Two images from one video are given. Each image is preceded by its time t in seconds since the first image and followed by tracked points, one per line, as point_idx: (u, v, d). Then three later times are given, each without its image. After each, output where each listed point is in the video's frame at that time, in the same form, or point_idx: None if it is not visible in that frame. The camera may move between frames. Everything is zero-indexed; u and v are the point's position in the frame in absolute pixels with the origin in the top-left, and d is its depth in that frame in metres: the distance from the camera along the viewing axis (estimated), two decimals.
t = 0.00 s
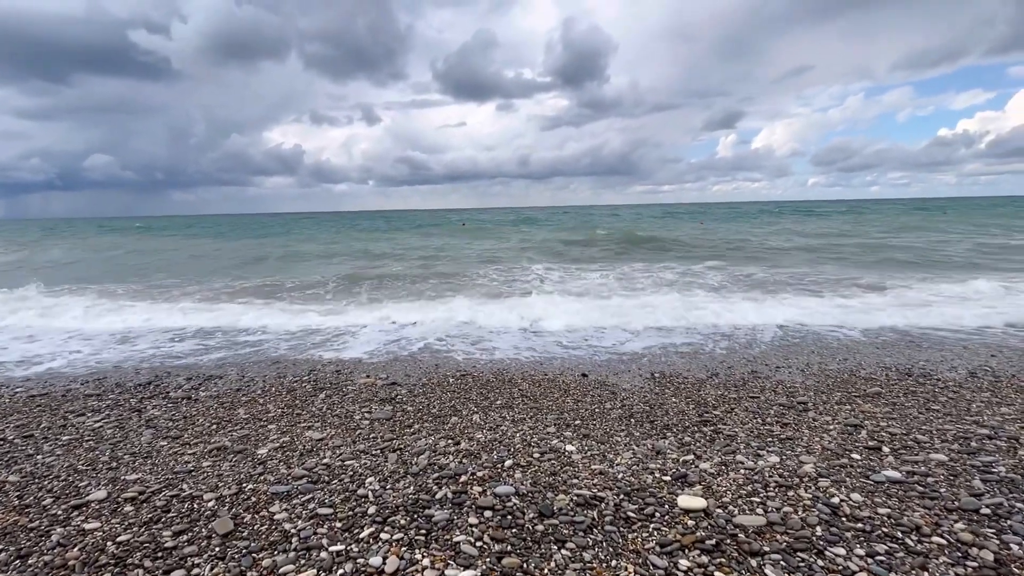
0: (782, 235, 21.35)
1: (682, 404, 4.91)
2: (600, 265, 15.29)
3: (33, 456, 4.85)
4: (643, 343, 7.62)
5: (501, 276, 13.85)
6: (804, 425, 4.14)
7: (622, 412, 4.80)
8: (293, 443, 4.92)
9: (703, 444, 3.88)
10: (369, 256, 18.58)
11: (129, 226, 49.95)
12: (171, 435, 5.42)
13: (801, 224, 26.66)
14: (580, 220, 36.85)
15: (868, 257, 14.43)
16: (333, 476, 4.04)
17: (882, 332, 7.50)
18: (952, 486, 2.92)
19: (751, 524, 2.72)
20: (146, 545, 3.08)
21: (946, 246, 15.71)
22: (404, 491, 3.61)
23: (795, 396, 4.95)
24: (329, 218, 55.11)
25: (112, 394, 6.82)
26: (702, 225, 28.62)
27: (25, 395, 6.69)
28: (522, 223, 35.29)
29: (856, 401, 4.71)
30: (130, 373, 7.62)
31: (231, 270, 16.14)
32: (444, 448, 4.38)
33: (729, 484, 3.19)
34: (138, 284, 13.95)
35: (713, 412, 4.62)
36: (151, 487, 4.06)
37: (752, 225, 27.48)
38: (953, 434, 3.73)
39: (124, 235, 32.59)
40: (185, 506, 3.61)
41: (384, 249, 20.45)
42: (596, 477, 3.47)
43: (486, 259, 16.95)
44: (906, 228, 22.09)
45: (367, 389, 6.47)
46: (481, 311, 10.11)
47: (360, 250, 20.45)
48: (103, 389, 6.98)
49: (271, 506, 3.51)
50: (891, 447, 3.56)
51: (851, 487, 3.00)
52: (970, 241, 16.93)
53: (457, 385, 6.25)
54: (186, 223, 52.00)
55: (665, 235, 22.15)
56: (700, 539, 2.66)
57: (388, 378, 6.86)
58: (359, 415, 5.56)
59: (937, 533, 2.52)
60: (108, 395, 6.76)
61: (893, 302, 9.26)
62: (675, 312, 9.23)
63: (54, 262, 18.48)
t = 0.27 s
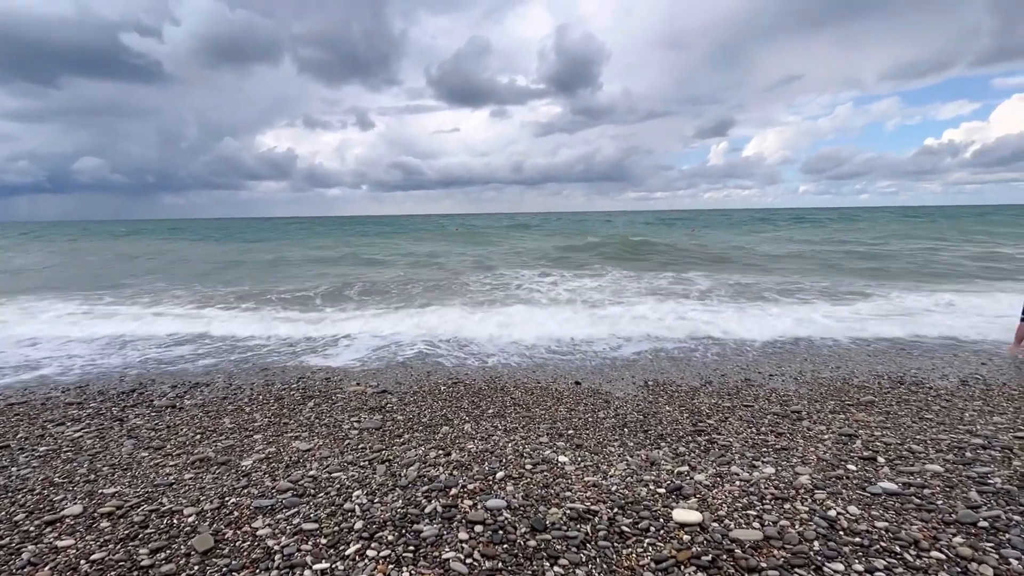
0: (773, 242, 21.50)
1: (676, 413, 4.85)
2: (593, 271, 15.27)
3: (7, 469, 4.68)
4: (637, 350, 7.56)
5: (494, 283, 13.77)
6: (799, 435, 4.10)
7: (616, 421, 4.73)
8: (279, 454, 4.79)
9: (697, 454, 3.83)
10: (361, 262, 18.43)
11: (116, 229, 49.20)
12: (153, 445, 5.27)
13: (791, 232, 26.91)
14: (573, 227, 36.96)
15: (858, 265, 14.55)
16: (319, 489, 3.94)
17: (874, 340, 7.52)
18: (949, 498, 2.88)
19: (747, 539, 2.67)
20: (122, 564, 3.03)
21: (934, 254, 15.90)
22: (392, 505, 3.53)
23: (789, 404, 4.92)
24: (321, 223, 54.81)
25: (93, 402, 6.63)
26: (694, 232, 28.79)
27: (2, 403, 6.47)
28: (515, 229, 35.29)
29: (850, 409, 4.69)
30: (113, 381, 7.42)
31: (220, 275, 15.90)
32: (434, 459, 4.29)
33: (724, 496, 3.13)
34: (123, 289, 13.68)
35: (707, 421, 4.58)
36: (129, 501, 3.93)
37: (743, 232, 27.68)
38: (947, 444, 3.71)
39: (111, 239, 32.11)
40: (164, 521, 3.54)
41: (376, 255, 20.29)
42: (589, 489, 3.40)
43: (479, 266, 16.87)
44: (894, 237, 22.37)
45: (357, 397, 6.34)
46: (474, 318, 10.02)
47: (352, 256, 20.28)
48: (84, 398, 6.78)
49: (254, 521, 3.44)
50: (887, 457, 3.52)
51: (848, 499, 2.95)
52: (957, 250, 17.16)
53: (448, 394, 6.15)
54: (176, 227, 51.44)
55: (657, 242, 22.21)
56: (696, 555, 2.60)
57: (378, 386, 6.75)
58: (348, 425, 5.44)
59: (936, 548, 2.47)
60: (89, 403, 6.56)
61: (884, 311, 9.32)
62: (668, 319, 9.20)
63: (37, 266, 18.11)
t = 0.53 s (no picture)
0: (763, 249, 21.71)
1: (669, 420, 4.83)
2: (585, 277, 15.28)
3: None
4: (630, 356, 7.55)
5: (486, 289, 13.72)
6: (792, 442, 4.10)
7: (609, 429, 4.70)
8: (266, 463, 4.70)
9: (691, 463, 3.80)
10: (352, 267, 18.27)
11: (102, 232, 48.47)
12: (136, 455, 5.14)
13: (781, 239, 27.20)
14: (565, 232, 37.06)
15: (846, 272, 14.71)
16: (307, 499, 3.86)
17: (863, 347, 7.58)
18: (942, 507, 2.88)
19: (742, 550, 2.64)
20: None
21: (920, 262, 16.15)
22: (382, 516, 3.46)
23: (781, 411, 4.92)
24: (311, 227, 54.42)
25: (76, 409, 6.46)
26: (685, 238, 28.98)
27: None
28: (506, 235, 35.29)
29: (841, 416, 4.70)
30: (96, 388, 7.24)
31: (208, 279, 15.67)
32: (426, 468, 4.22)
33: (718, 505, 3.11)
34: (108, 293, 13.41)
35: (700, 429, 4.56)
36: (110, 513, 3.82)
37: (733, 239, 27.93)
38: (938, 451, 3.72)
39: (97, 242, 31.63)
40: (146, 534, 3.45)
41: (368, 260, 20.15)
42: (582, 499, 3.37)
43: (471, 271, 16.81)
44: (882, 245, 22.69)
45: (347, 405, 6.25)
46: (466, 324, 9.95)
47: (343, 261, 20.11)
48: (66, 405, 6.61)
49: (239, 534, 3.36)
50: (879, 465, 3.53)
51: (841, 508, 2.94)
52: (942, 258, 17.45)
53: (440, 401, 6.08)
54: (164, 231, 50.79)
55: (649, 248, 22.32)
56: (691, 566, 2.58)
57: (368, 393, 6.65)
58: (337, 433, 5.35)
59: (930, 558, 2.47)
60: (70, 411, 6.39)
61: (872, 318, 9.42)
62: (660, 325, 9.21)
63: (20, 269, 17.75)
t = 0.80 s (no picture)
0: (752, 255, 21.94)
1: (661, 426, 4.81)
2: (577, 282, 15.29)
3: None
4: (621, 361, 7.55)
5: (477, 293, 13.66)
6: (784, 448, 4.10)
7: (602, 435, 4.67)
8: (254, 472, 4.60)
9: (685, 469, 3.79)
10: (342, 271, 18.11)
11: (85, 235, 47.57)
12: (118, 464, 5.00)
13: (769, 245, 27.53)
14: (556, 237, 37.13)
15: (834, 278, 14.90)
16: (296, 510, 3.78)
17: (852, 352, 7.66)
18: (935, 513, 2.89)
19: (738, 559, 2.63)
20: None
21: (905, 269, 16.43)
22: (373, 526, 3.40)
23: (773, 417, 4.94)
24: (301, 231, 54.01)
25: (57, 417, 6.29)
26: (675, 243, 29.22)
27: None
28: (497, 239, 35.34)
29: (833, 422, 4.72)
30: (78, 395, 7.05)
31: (196, 284, 15.43)
32: (417, 477, 4.16)
33: (713, 513, 3.09)
34: (91, 298, 13.12)
35: (693, 435, 4.55)
36: (90, 525, 3.71)
37: (722, 244, 28.20)
38: (929, 457, 3.75)
39: (82, 245, 31.04)
40: (129, 547, 3.36)
41: (359, 264, 20.01)
42: (577, 507, 3.33)
43: (462, 276, 16.75)
44: (868, 251, 23.07)
45: (336, 411, 6.15)
46: (457, 329, 9.89)
47: (333, 265, 19.93)
48: (47, 412, 6.43)
49: (226, 546, 3.28)
50: (872, 471, 3.54)
51: (835, 515, 2.94)
52: (926, 264, 17.75)
53: (431, 407, 6.01)
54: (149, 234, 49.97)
55: (640, 253, 22.44)
56: None
57: (358, 399, 6.56)
58: (327, 441, 5.26)
59: (925, 565, 2.47)
60: (51, 419, 6.21)
61: (860, 324, 9.54)
62: (652, 331, 9.22)
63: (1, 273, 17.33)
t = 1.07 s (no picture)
0: (741, 259, 22.18)
1: (654, 432, 4.81)
2: (568, 286, 15.30)
3: None
4: (613, 365, 7.54)
5: (468, 298, 13.61)
6: (776, 453, 4.11)
7: (595, 441, 4.65)
8: (241, 482, 4.50)
9: (678, 475, 3.78)
10: (331, 276, 17.93)
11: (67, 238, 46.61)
12: (100, 474, 4.86)
13: (757, 249, 27.89)
14: (546, 241, 37.28)
15: (821, 282, 15.10)
16: (284, 521, 3.70)
17: (841, 357, 7.75)
18: (926, 518, 2.92)
19: (734, 567, 2.62)
20: None
21: (889, 273, 16.73)
22: (364, 538, 3.34)
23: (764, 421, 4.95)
24: (289, 235, 53.45)
25: (37, 426, 6.11)
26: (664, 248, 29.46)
27: None
28: (488, 243, 35.35)
29: (824, 426, 4.75)
30: (59, 403, 6.86)
31: (181, 288, 15.16)
32: (409, 485, 4.10)
33: (707, 520, 3.08)
34: (72, 303, 12.82)
35: (685, 440, 4.54)
36: (70, 540, 3.59)
37: (710, 249, 28.48)
38: (919, 461, 3.78)
39: (63, 248, 30.39)
40: (111, 563, 3.26)
41: (348, 268, 19.84)
42: (571, 515, 3.30)
43: (453, 280, 16.67)
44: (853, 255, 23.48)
45: (326, 418, 6.05)
46: (449, 334, 9.82)
47: (322, 269, 19.74)
48: (26, 421, 6.24)
49: (212, 560, 3.20)
50: (863, 475, 3.56)
51: (828, 521, 2.95)
52: (909, 269, 18.07)
53: (422, 413, 5.94)
54: (132, 237, 49.10)
55: (630, 257, 22.57)
56: None
57: (348, 406, 6.47)
58: (316, 449, 5.17)
59: (918, 571, 2.48)
60: (30, 428, 6.03)
61: (847, 328, 9.67)
62: (643, 336, 9.25)
63: None
